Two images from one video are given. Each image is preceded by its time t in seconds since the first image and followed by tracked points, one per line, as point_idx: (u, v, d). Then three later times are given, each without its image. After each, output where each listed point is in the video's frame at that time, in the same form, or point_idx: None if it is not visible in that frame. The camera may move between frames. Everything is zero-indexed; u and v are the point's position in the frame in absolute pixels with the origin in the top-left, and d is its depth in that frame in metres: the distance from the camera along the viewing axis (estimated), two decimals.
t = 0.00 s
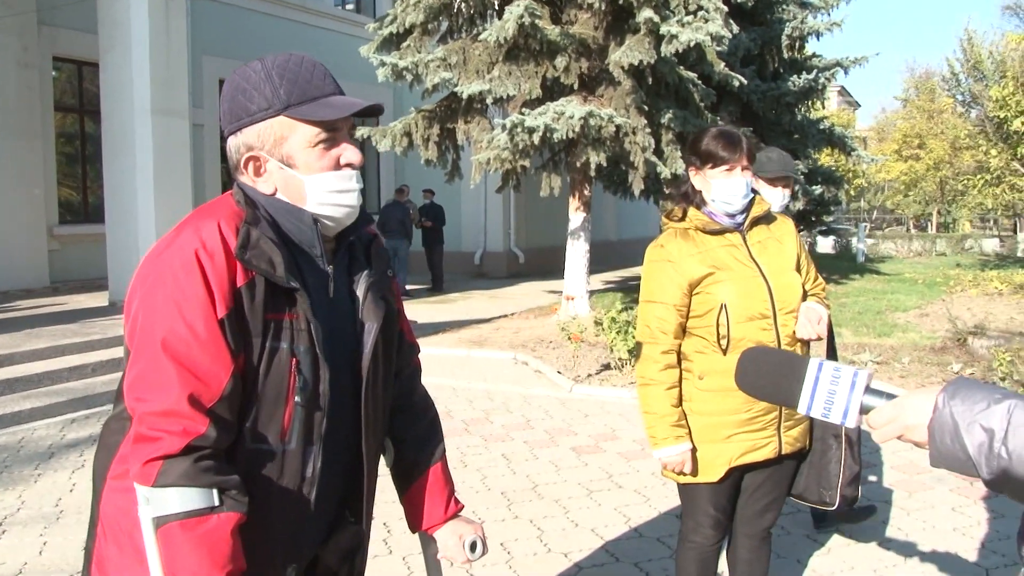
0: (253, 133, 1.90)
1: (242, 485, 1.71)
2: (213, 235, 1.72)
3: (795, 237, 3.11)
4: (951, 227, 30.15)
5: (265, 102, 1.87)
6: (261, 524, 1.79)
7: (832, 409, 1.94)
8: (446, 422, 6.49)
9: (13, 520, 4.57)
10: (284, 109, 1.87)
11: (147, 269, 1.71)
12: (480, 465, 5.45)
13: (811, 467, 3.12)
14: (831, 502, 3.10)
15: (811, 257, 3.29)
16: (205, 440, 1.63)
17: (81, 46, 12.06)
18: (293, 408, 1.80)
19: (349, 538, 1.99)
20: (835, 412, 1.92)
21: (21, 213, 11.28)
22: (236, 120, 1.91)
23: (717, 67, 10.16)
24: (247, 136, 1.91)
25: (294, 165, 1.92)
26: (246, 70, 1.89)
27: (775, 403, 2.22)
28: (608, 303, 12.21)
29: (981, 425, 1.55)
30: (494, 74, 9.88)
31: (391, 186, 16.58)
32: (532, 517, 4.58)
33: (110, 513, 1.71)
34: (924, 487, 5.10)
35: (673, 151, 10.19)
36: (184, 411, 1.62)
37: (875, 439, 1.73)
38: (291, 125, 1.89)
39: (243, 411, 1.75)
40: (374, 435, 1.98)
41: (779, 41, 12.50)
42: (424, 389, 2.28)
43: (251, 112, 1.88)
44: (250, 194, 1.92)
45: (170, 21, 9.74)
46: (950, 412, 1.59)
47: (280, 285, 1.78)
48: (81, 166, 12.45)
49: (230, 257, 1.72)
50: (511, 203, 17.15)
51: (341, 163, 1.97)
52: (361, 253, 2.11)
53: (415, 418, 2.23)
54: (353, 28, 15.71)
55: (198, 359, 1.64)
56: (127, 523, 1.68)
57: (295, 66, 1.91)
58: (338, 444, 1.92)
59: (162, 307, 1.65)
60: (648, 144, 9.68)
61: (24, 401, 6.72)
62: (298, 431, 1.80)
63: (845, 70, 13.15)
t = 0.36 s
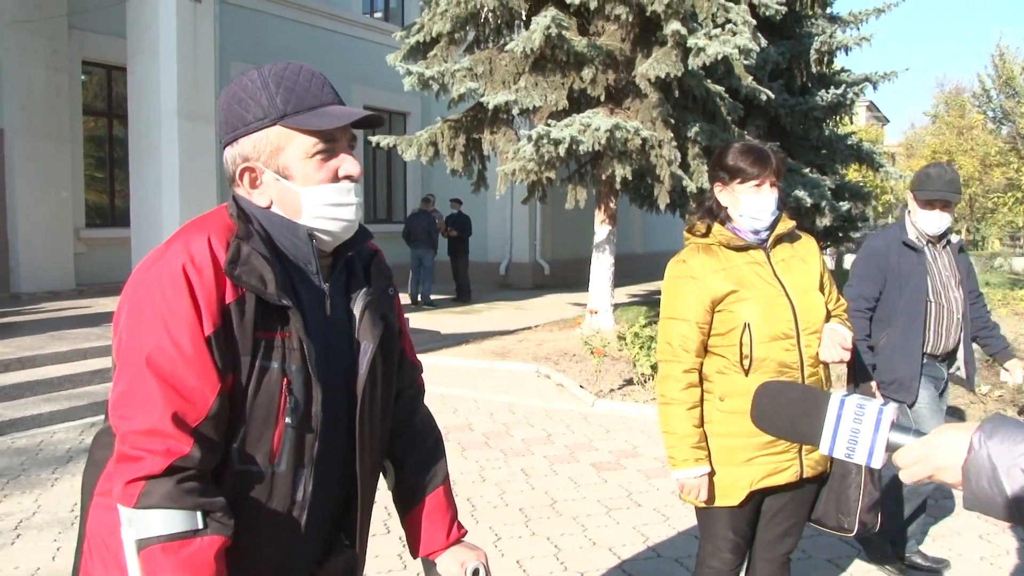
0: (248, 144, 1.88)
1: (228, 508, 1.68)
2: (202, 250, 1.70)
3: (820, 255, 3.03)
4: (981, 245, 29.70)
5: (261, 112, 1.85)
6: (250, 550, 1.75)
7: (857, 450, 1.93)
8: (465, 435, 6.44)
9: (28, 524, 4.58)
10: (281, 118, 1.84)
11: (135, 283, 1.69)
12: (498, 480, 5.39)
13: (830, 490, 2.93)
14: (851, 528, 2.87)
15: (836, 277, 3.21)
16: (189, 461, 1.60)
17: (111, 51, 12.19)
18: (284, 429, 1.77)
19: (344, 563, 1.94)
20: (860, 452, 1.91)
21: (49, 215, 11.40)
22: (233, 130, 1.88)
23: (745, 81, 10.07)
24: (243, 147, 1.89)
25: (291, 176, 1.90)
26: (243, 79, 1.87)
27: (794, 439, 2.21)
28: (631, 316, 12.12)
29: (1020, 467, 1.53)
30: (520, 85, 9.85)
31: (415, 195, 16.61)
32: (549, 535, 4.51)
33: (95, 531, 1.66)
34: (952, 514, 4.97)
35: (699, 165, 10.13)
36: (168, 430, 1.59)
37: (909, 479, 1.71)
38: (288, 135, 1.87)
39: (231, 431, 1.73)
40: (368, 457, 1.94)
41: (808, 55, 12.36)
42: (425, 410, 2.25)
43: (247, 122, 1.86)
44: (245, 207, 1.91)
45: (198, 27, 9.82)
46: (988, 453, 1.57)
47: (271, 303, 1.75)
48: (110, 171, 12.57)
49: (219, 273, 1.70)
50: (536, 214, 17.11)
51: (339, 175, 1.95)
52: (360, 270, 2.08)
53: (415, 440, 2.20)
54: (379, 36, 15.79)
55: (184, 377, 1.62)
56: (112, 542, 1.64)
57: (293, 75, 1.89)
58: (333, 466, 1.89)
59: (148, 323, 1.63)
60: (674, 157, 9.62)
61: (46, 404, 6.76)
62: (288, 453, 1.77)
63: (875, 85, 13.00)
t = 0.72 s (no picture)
0: (253, 144, 1.86)
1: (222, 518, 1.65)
2: (199, 252, 1.68)
3: (840, 264, 2.98)
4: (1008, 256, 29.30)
5: (267, 111, 1.82)
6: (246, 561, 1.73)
7: (854, 460, 1.84)
8: (480, 442, 6.39)
9: (41, 526, 4.60)
10: (287, 118, 1.82)
11: (131, 286, 1.66)
12: (512, 488, 5.35)
13: (847, 505, 2.87)
14: (869, 544, 2.79)
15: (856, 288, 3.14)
16: (182, 469, 1.58)
17: (137, 56, 12.31)
18: (281, 437, 1.74)
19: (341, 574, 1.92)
20: (858, 463, 1.82)
21: (73, 218, 11.52)
22: (236, 130, 1.86)
23: (769, 90, 9.99)
24: (247, 146, 1.87)
25: (296, 177, 1.88)
26: (247, 78, 1.84)
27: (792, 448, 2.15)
28: (651, 324, 12.03)
29: None
30: (541, 91, 9.83)
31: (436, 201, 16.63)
32: (563, 546, 4.46)
33: (88, 539, 1.65)
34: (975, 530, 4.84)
35: (720, 172, 10.06)
36: (161, 437, 1.57)
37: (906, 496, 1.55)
38: (294, 136, 1.85)
39: (227, 438, 1.70)
40: (368, 467, 1.91)
41: (833, 64, 12.25)
42: (427, 419, 2.24)
43: (252, 122, 1.84)
44: (248, 209, 1.89)
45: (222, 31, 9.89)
46: (996, 469, 1.41)
47: (269, 307, 1.73)
48: (134, 174, 12.68)
49: (216, 277, 1.68)
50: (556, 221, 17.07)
51: (346, 176, 1.94)
52: (362, 276, 2.07)
53: (417, 449, 2.18)
54: (403, 43, 15.86)
55: (179, 383, 1.60)
56: (104, 551, 1.62)
57: (299, 75, 1.87)
58: (331, 475, 1.86)
59: (143, 326, 1.60)
60: (695, 165, 9.56)
61: (63, 405, 6.80)
62: (285, 463, 1.75)
63: (900, 94, 12.86)
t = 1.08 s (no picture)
0: (253, 110, 1.85)
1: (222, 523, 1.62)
2: (174, 244, 1.65)
3: (841, 255, 2.93)
4: (1004, 244, 29.30)
5: (274, 81, 1.84)
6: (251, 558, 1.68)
7: (816, 465, 1.70)
8: (480, 442, 6.36)
9: (42, 537, 4.55)
10: (294, 90, 1.85)
11: (109, 289, 1.64)
12: (514, 487, 5.31)
13: (856, 499, 2.80)
14: (879, 537, 2.70)
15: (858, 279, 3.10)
16: (176, 468, 1.54)
17: (129, 62, 12.25)
18: (273, 425, 1.70)
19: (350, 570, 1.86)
20: (819, 469, 1.68)
21: (68, 226, 11.47)
22: (236, 96, 1.85)
23: (762, 82, 9.97)
24: (246, 114, 1.85)
25: (296, 145, 1.87)
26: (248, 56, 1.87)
27: (755, 450, 2.01)
28: (649, 320, 12.00)
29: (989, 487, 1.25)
30: (534, 89, 9.79)
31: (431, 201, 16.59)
32: (567, 545, 4.42)
33: (85, 553, 1.62)
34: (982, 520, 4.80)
35: (716, 166, 10.02)
36: (152, 435, 1.53)
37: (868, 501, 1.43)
38: (298, 107, 1.86)
39: (219, 434, 1.66)
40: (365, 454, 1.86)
41: (826, 55, 12.25)
42: (423, 415, 2.19)
43: (256, 89, 1.84)
44: (231, 198, 1.87)
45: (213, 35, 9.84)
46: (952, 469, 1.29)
47: (248, 291, 1.69)
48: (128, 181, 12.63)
49: (192, 265, 1.65)
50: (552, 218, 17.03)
51: (339, 156, 1.96)
52: (350, 259, 2.03)
53: (417, 445, 2.14)
54: (394, 43, 15.80)
55: (162, 376, 1.56)
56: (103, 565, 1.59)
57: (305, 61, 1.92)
58: (328, 465, 1.81)
59: (123, 323, 1.57)
60: (690, 159, 9.51)
61: (61, 414, 6.75)
62: (280, 451, 1.70)
63: (895, 83, 12.83)
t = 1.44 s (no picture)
0: (266, 118, 1.81)
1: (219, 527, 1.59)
2: (180, 247, 1.62)
3: (843, 250, 2.92)
4: (994, 237, 29.46)
5: (284, 86, 1.79)
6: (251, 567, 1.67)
7: (768, 454, 1.68)
8: (477, 439, 6.33)
9: (35, 537, 4.51)
10: (306, 96, 1.80)
11: (110, 288, 1.61)
12: (511, 484, 5.30)
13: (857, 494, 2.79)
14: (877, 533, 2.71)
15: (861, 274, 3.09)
16: (173, 474, 1.51)
17: (118, 58, 12.16)
18: (279, 433, 1.68)
19: None
20: (771, 457, 1.66)
21: (57, 223, 11.38)
22: (248, 103, 1.80)
23: (755, 76, 9.97)
24: (259, 121, 1.81)
25: (310, 156, 1.85)
26: (262, 54, 1.81)
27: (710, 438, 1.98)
28: (643, 315, 12.01)
29: (930, 476, 1.20)
30: (527, 83, 9.76)
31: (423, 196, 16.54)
32: (566, 541, 4.40)
33: (81, 558, 1.60)
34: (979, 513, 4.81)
35: (709, 161, 10.00)
36: (150, 441, 1.51)
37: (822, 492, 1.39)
38: (310, 113, 1.82)
39: (222, 440, 1.64)
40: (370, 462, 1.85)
41: (817, 49, 12.27)
42: (422, 415, 2.17)
43: (268, 95, 1.79)
44: (243, 200, 1.86)
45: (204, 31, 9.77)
46: (898, 458, 1.25)
47: (256, 298, 1.67)
48: (118, 178, 12.54)
49: (199, 269, 1.62)
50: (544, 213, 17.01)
51: (355, 161, 1.93)
52: (353, 264, 2.01)
53: (418, 447, 2.12)
54: (385, 38, 15.73)
55: (165, 382, 1.54)
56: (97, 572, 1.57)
57: (315, 59, 1.86)
58: (332, 472, 1.80)
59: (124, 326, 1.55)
60: (684, 153, 9.49)
61: (53, 413, 6.69)
62: (285, 459, 1.69)
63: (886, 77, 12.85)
